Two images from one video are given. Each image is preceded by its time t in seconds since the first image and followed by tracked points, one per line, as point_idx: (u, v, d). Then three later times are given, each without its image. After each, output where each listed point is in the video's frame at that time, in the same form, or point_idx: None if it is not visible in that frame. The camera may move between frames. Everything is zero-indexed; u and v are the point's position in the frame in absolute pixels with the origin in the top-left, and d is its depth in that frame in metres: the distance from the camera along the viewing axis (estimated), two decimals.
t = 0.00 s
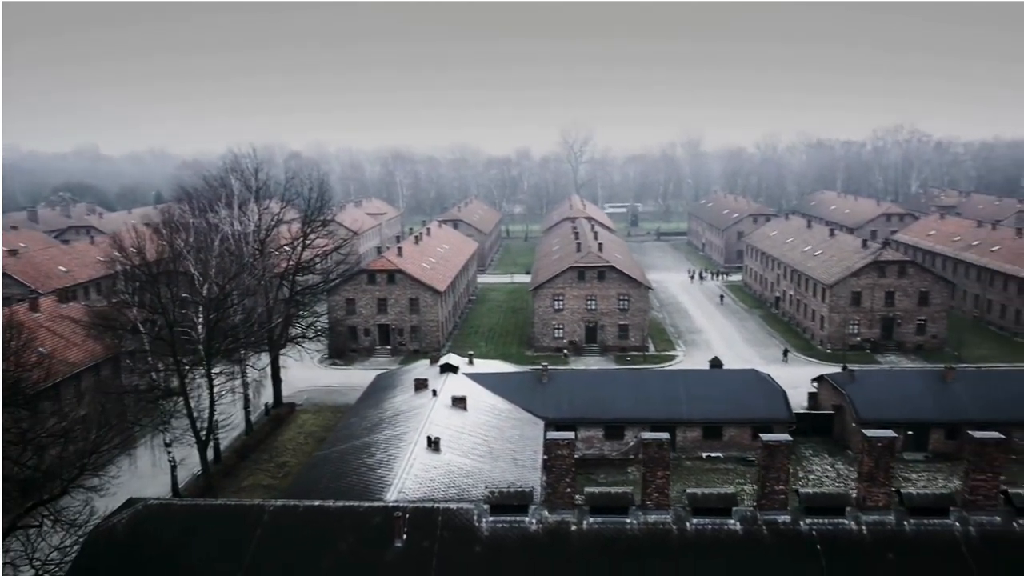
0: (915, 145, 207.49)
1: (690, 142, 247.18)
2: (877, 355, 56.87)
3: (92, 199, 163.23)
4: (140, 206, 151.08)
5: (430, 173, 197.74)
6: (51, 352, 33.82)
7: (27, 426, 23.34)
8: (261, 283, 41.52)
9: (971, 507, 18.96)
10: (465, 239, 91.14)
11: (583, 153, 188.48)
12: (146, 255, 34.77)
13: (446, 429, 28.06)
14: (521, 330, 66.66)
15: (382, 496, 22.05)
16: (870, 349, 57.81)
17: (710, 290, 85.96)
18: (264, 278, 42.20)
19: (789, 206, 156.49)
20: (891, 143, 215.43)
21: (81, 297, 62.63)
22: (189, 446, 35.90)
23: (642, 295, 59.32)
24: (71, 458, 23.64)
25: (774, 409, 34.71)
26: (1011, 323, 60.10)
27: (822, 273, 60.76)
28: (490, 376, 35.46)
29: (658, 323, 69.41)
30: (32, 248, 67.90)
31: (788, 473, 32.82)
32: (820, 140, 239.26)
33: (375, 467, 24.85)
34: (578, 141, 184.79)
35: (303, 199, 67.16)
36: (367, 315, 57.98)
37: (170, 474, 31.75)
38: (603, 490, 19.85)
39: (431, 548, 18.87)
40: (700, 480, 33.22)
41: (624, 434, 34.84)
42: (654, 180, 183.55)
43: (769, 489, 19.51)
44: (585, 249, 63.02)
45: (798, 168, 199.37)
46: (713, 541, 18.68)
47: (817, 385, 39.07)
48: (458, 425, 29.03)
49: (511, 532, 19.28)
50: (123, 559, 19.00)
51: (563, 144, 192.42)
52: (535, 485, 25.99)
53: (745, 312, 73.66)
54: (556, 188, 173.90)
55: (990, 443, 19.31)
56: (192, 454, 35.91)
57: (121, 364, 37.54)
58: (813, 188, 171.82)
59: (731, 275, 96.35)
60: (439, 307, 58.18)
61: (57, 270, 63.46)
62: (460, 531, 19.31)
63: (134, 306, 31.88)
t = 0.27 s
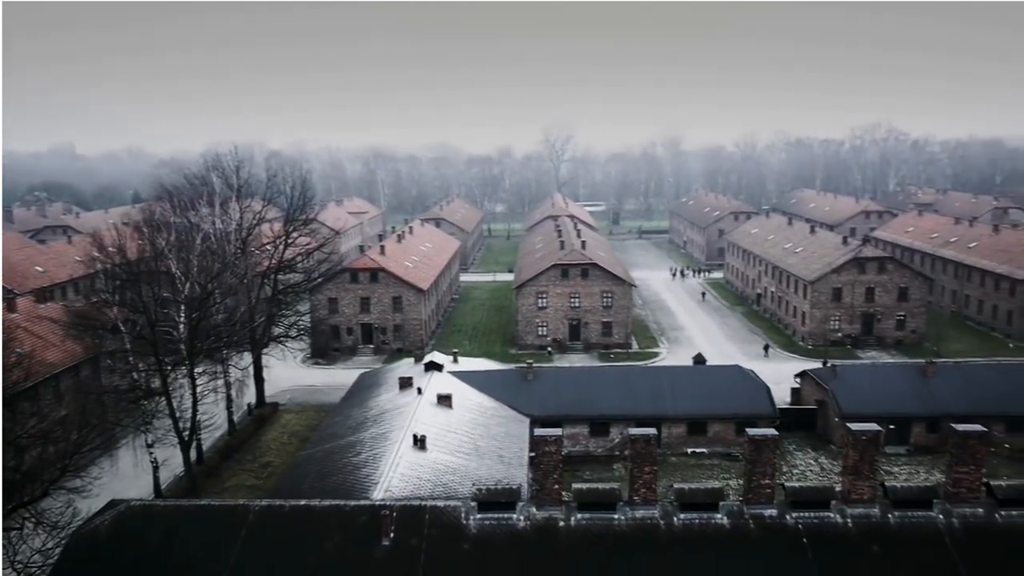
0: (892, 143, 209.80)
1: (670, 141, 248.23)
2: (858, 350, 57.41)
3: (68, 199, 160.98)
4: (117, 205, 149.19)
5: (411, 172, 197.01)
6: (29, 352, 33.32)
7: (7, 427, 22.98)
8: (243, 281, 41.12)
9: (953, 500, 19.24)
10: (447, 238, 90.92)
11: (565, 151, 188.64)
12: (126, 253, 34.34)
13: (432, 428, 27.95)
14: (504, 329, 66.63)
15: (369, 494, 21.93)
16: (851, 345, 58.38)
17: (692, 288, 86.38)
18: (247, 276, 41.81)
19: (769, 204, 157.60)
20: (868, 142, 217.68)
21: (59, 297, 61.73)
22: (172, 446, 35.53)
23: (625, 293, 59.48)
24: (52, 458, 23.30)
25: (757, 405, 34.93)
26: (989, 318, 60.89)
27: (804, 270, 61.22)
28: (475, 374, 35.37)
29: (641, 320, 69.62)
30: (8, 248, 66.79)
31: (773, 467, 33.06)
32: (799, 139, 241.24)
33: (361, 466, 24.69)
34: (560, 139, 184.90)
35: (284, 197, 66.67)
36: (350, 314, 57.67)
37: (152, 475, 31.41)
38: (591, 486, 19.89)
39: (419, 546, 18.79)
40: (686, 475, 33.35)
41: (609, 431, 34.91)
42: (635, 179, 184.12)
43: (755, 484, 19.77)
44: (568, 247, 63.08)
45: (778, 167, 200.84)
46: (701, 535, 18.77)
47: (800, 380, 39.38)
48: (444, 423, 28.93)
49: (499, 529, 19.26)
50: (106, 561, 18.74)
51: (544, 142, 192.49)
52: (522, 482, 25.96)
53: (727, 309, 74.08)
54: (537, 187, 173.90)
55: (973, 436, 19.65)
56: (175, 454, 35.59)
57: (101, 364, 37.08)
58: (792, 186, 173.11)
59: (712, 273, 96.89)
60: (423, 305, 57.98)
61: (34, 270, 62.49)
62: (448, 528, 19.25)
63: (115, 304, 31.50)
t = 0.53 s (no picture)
0: (868, 141, 212.08)
1: (650, 139, 249.18)
2: (837, 346, 57.98)
3: (42, 198, 158.52)
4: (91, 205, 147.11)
5: (391, 171, 196.18)
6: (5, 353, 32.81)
7: None
8: (223, 280, 40.67)
9: (935, 492, 19.52)
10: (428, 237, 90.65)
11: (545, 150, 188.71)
12: (105, 252, 33.88)
13: (416, 426, 27.84)
14: (486, 327, 66.55)
15: (353, 494, 21.79)
16: (830, 341, 58.94)
17: (673, 285, 86.80)
18: (227, 275, 41.37)
19: (747, 201, 158.76)
20: (844, 140, 219.92)
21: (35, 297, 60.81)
22: (152, 448, 35.17)
23: (607, 290, 59.64)
24: (32, 460, 22.95)
25: (739, 401, 35.17)
26: (965, 313, 61.76)
27: (784, 267, 61.71)
28: (458, 372, 35.27)
29: (622, 317, 69.84)
30: None
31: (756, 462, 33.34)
32: (776, 137, 243.18)
33: (345, 465, 24.53)
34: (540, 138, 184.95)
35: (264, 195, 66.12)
36: (332, 313, 57.34)
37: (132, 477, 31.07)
38: (577, 482, 19.94)
39: (405, 544, 18.71)
40: (669, 471, 33.52)
41: (593, 428, 34.99)
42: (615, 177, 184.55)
43: (740, 478, 19.90)
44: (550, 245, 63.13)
45: (756, 165, 202.35)
46: (686, 530, 18.88)
47: (781, 376, 39.70)
48: (428, 421, 28.83)
49: (485, 526, 19.25)
50: (86, 563, 18.48)
51: (525, 140, 192.46)
52: (507, 479, 25.93)
53: (707, 306, 74.52)
54: (518, 185, 173.81)
55: (953, 429, 19.95)
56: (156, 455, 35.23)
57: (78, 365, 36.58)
58: (770, 183, 174.45)
59: (692, 270, 97.40)
60: (404, 304, 57.76)
61: (9, 269, 61.49)
62: (434, 526, 19.20)
63: (93, 304, 31.06)
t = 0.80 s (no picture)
0: (848, 141, 213.95)
1: (631, 138, 249.93)
2: (819, 343, 58.46)
3: (18, 198, 156.27)
4: (68, 205, 145.15)
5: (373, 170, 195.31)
6: None
7: None
8: (206, 279, 40.29)
9: (917, 486, 19.79)
10: (411, 236, 90.36)
11: (527, 149, 188.63)
12: (86, 251, 33.50)
13: (401, 425, 27.77)
14: (471, 326, 66.47)
15: (340, 493, 21.67)
16: (812, 337, 59.38)
17: (656, 283, 87.16)
18: (210, 273, 40.94)
19: (729, 200, 159.63)
20: (824, 139, 221.74)
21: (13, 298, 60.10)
22: (134, 449, 34.85)
23: (591, 288, 59.78)
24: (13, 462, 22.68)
25: (724, 397, 35.38)
26: (944, 309, 62.47)
27: (766, 264, 62.13)
28: (442, 370, 35.21)
29: (606, 316, 70.03)
30: None
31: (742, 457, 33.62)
32: (757, 137, 244.79)
33: (330, 464, 24.41)
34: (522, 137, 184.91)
35: (246, 194, 65.58)
36: (315, 312, 57.04)
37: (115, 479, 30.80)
38: (564, 479, 20.01)
39: (392, 543, 18.63)
40: (656, 467, 33.66)
41: (578, 426, 35.07)
42: (598, 177, 184.88)
43: (726, 473, 20.09)
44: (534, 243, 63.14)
45: (737, 164, 203.53)
46: (673, 525, 19.01)
47: (764, 373, 39.99)
48: (413, 420, 28.74)
49: (472, 524, 19.24)
50: (68, 565, 18.24)
51: (507, 140, 192.30)
52: (494, 477, 25.89)
53: (690, 304, 74.92)
54: (500, 185, 173.64)
55: (935, 423, 20.26)
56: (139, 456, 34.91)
57: (58, 365, 36.15)
58: (752, 182, 175.52)
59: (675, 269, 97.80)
60: (388, 303, 57.55)
61: None
62: (420, 524, 19.16)
63: (74, 303, 30.69)
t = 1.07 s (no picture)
0: (824, 140, 216.03)
1: (610, 138, 250.61)
2: (797, 339, 59.00)
3: None
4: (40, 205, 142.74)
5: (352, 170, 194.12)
6: None
7: None
8: (184, 279, 39.84)
9: (897, 479, 20.20)
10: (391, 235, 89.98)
11: (507, 149, 188.48)
12: (62, 250, 33.02)
13: (384, 423, 27.67)
14: (452, 325, 66.34)
15: (323, 492, 21.55)
16: (791, 334, 59.90)
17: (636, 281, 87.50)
18: (188, 273, 40.48)
19: (707, 199, 160.58)
20: (800, 139, 223.76)
21: None
22: (113, 451, 34.44)
23: (573, 287, 59.90)
24: None
25: (705, 394, 35.61)
26: (920, 306, 63.31)
27: (745, 262, 62.62)
28: (424, 369, 35.11)
29: (587, 314, 70.22)
30: None
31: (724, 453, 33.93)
32: (734, 136, 246.50)
33: (313, 464, 24.25)
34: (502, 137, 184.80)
35: (225, 193, 64.97)
36: (295, 312, 56.66)
37: (92, 481, 30.42)
38: (548, 476, 20.10)
39: (377, 542, 18.57)
40: (638, 463, 33.85)
41: (561, 423, 35.17)
42: (577, 176, 185.14)
43: (709, 469, 20.34)
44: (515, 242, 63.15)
45: (715, 163, 204.84)
46: (657, 521, 19.17)
47: (744, 369, 40.32)
48: (396, 419, 28.62)
49: (456, 522, 19.23)
50: (46, 568, 17.97)
51: (487, 139, 192.01)
52: (478, 475, 25.86)
53: (671, 302, 75.29)
54: (480, 184, 173.33)
55: (914, 416, 20.65)
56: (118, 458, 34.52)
57: (33, 366, 35.61)
58: (730, 181, 176.68)
59: (655, 267, 98.24)
60: (369, 302, 57.29)
61: None
62: (404, 523, 19.11)
63: (50, 304, 30.25)
